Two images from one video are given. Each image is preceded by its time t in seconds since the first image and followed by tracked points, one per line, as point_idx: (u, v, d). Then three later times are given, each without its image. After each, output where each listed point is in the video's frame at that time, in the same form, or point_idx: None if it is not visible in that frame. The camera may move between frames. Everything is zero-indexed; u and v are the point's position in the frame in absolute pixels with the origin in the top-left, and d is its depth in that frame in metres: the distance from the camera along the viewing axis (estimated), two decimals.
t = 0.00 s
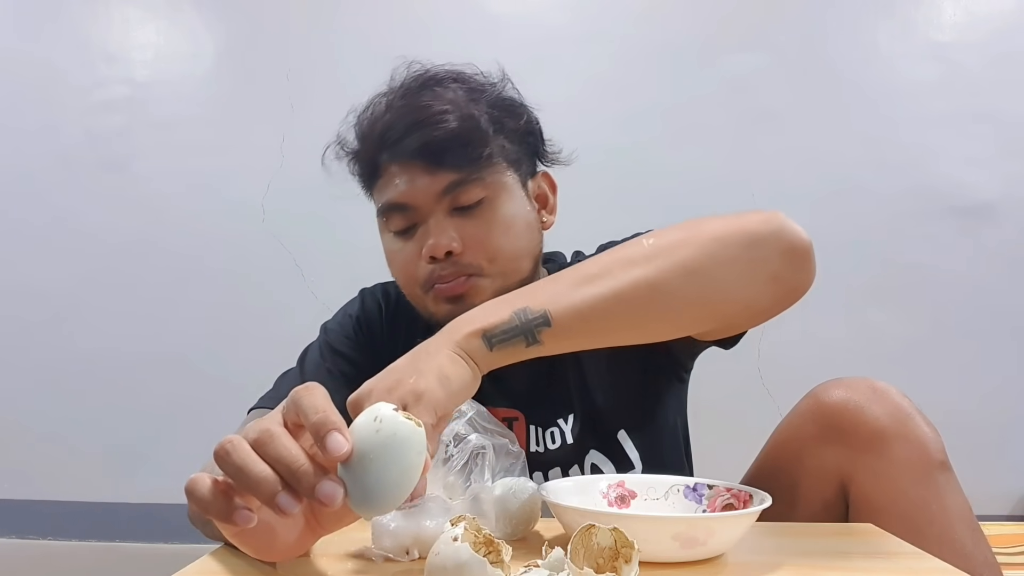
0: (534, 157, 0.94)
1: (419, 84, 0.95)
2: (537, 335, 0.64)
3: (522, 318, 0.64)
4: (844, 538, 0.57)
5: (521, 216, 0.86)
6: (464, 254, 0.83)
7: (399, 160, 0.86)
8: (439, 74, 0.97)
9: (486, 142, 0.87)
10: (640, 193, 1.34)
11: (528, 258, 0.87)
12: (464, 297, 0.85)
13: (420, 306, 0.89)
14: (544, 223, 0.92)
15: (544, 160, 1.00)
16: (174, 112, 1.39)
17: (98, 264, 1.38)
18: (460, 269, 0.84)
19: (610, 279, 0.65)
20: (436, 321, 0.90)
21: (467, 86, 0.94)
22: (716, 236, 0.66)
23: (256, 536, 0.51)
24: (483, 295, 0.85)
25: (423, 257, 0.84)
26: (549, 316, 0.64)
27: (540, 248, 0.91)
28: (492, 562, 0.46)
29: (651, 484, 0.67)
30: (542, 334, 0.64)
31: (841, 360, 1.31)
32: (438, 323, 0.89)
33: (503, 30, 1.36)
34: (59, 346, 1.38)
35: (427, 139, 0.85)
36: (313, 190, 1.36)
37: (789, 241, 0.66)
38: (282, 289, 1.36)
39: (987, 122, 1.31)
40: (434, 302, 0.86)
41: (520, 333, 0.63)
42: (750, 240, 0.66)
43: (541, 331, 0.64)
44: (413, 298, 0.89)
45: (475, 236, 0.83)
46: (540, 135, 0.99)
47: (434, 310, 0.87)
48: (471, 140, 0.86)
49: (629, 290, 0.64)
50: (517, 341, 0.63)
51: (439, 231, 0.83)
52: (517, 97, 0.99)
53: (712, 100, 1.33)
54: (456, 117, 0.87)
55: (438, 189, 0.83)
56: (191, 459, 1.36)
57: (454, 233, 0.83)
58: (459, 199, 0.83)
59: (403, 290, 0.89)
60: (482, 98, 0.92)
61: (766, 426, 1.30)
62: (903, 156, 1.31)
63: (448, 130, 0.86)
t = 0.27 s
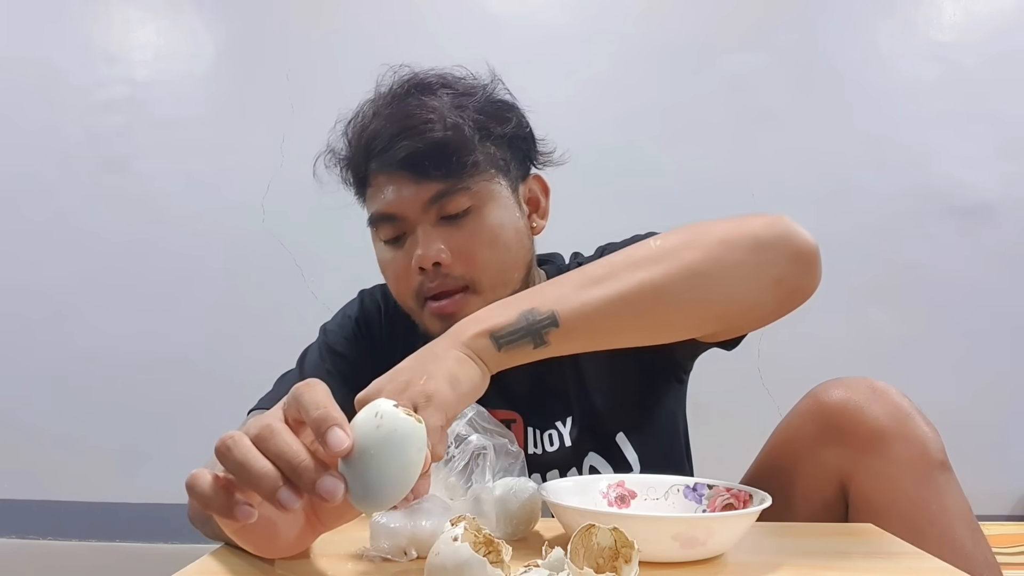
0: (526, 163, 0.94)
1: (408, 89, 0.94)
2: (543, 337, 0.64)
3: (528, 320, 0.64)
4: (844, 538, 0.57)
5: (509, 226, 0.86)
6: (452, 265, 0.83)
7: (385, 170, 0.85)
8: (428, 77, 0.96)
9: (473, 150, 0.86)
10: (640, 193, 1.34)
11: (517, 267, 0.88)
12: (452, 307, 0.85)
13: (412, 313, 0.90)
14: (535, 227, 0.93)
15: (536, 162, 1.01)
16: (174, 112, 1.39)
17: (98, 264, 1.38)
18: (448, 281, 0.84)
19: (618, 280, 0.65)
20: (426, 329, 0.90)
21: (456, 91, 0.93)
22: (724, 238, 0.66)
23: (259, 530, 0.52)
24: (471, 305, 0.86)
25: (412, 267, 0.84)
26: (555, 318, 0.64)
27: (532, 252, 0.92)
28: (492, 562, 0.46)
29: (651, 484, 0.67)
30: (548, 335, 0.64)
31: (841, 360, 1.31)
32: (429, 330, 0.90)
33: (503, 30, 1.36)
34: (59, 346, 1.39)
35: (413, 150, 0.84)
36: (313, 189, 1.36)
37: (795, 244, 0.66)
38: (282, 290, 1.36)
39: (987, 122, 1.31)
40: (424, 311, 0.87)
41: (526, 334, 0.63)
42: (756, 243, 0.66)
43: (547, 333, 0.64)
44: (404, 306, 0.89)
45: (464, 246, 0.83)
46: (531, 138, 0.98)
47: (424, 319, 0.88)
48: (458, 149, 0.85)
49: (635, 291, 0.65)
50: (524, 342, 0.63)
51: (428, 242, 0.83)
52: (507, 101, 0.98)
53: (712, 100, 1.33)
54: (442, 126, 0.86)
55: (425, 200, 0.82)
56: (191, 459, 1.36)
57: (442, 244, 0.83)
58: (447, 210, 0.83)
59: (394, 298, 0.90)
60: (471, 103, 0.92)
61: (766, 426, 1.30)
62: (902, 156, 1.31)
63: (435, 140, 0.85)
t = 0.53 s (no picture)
0: (525, 159, 0.95)
1: (408, 87, 0.95)
2: (550, 350, 0.63)
3: (536, 331, 0.63)
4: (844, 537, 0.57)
5: (513, 219, 0.87)
6: (457, 258, 0.83)
7: (390, 164, 0.85)
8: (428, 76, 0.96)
9: (477, 144, 0.87)
10: (641, 193, 1.34)
11: (520, 261, 0.88)
12: (457, 300, 0.85)
13: (414, 309, 0.89)
14: (536, 226, 0.94)
15: (536, 162, 1.01)
16: (174, 112, 1.39)
17: (98, 264, 1.38)
18: (453, 273, 0.84)
19: (629, 291, 0.65)
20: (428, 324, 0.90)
21: (458, 89, 0.94)
22: (735, 249, 0.66)
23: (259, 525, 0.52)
24: (476, 298, 0.85)
25: (417, 260, 0.84)
26: (562, 331, 0.63)
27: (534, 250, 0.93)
28: (492, 562, 0.46)
29: (651, 484, 0.67)
30: (554, 348, 0.63)
31: (841, 360, 1.31)
32: (431, 324, 0.89)
33: (503, 30, 1.36)
34: (60, 346, 1.38)
35: (418, 143, 0.84)
36: (313, 189, 1.36)
37: (803, 255, 0.66)
38: (282, 289, 1.36)
39: (987, 122, 1.31)
40: (428, 306, 0.86)
41: (533, 346, 0.63)
42: (766, 255, 0.66)
43: (554, 346, 0.63)
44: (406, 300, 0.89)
45: (470, 240, 0.84)
46: (530, 136, 0.99)
47: (428, 314, 0.87)
48: (462, 143, 0.86)
49: (645, 302, 0.64)
50: (530, 355, 0.62)
51: (434, 235, 0.83)
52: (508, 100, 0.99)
53: (712, 100, 1.33)
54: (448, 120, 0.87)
55: (432, 193, 0.83)
56: (192, 459, 1.36)
57: (447, 237, 0.83)
58: (453, 203, 0.83)
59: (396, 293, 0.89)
60: (473, 99, 0.92)
61: (766, 426, 1.30)
62: (902, 156, 1.31)
63: (440, 133, 0.85)
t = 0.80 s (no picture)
0: (534, 155, 0.95)
1: (423, 80, 0.95)
2: (554, 360, 0.63)
3: (540, 342, 0.63)
4: (844, 537, 0.57)
5: (528, 211, 0.87)
6: (474, 246, 0.83)
7: (407, 150, 0.85)
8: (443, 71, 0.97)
9: (494, 136, 0.87)
10: (641, 193, 1.34)
11: (534, 253, 0.88)
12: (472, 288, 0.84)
13: (423, 299, 0.88)
14: (547, 225, 0.94)
15: (544, 163, 1.01)
16: (174, 112, 1.39)
17: (98, 264, 1.38)
18: (469, 260, 0.83)
19: (630, 300, 0.65)
20: (437, 315, 0.89)
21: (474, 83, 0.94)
22: (737, 255, 0.65)
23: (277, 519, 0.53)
24: (490, 287, 0.85)
25: (433, 246, 0.83)
26: (566, 342, 0.63)
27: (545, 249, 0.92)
28: (492, 562, 0.46)
29: (651, 484, 0.67)
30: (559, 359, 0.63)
31: (841, 360, 1.31)
32: (441, 314, 0.88)
33: (503, 30, 1.36)
34: (59, 346, 1.38)
35: (438, 130, 0.84)
36: (313, 189, 1.36)
37: (805, 258, 0.66)
38: (282, 290, 1.36)
39: (987, 122, 1.31)
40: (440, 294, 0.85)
41: (537, 358, 0.62)
42: (767, 259, 0.65)
43: (558, 357, 0.63)
44: (417, 289, 0.87)
45: (487, 228, 0.83)
46: (539, 136, 1.00)
47: (439, 302, 0.86)
48: (480, 133, 0.86)
49: (651, 312, 0.64)
50: (534, 367, 0.62)
51: (451, 221, 0.82)
52: (518, 99, 1.00)
53: (712, 100, 1.33)
54: (466, 109, 0.87)
55: (451, 179, 0.82)
56: (191, 460, 1.36)
57: (465, 223, 0.82)
58: (471, 190, 0.83)
59: (406, 282, 0.88)
60: (489, 95, 0.93)
61: (766, 426, 1.30)
62: (902, 156, 1.31)
63: (459, 121, 0.85)
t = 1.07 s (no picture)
0: (546, 156, 0.95)
1: (439, 74, 0.96)
2: (579, 368, 0.61)
3: (564, 350, 0.61)
4: (843, 537, 0.57)
5: (540, 205, 0.87)
6: (486, 234, 0.82)
7: (422, 138, 0.85)
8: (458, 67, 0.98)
9: (509, 130, 0.88)
10: (641, 193, 1.34)
11: (543, 248, 0.88)
12: (481, 276, 0.83)
13: (429, 288, 0.87)
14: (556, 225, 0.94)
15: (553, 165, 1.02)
16: (174, 112, 1.39)
17: (98, 264, 1.38)
18: (480, 248, 0.83)
19: (652, 311, 0.63)
20: (443, 306, 0.88)
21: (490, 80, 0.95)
22: (757, 265, 0.64)
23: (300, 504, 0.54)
24: (499, 278, 0.84)
25: (443, 233, 0.82)
26: (592, 350, 0.62)
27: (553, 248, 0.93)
28: (492, 562, 0.46)
29: (651, 484, 0.67)
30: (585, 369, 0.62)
31: (841, 360, 1.31)
32: (446, 305, 0.87)
33: (503, 30, 1.36)
34: (59, 346, 1.38)
35: (454, 119, 0.85)
36: (313, 189, 1.36)
37: (826, 270, 0.65)
38: (282, 289, 1.36)
39: (987, 122, 1.31)
40: (448, 283, 0.84)
41: (561, 366, 0.61)
42: (789, 270, 0.64)
43: (583, 365, 0.61)
44: (423, 278, 0.86)
45: (499, 217, 0.83)
46: (551, 139, 1.01)
47: (446, 292, 0.85)
48: (496, 125, 0.87)
49: (676, 325, 0.62)
50: (558, 374, 0.61)
51: (464, 209, 0.82)
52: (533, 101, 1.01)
53: (712, 100, 1.33)
54: (482, 101, 0.88)
55: (466, 168, 0.83)
56: (192, 459, 1.36)
57: (478, 212, 0.82)
58: (485, 180, 0.83)
59: (413, 271, 0.87)
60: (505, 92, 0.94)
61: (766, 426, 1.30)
62: (902, 156, 1.31)
63: (475, 112, 0.86)
